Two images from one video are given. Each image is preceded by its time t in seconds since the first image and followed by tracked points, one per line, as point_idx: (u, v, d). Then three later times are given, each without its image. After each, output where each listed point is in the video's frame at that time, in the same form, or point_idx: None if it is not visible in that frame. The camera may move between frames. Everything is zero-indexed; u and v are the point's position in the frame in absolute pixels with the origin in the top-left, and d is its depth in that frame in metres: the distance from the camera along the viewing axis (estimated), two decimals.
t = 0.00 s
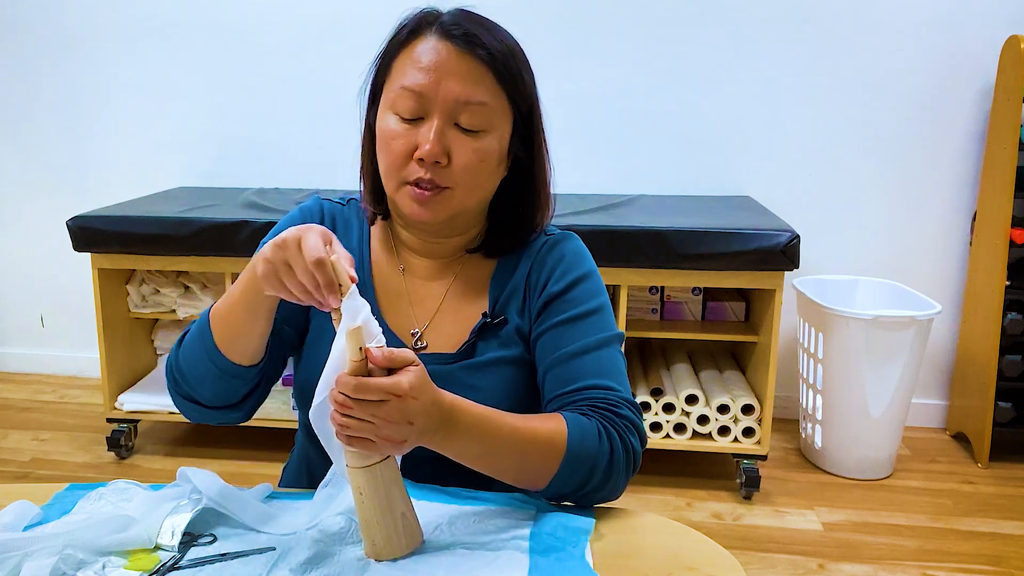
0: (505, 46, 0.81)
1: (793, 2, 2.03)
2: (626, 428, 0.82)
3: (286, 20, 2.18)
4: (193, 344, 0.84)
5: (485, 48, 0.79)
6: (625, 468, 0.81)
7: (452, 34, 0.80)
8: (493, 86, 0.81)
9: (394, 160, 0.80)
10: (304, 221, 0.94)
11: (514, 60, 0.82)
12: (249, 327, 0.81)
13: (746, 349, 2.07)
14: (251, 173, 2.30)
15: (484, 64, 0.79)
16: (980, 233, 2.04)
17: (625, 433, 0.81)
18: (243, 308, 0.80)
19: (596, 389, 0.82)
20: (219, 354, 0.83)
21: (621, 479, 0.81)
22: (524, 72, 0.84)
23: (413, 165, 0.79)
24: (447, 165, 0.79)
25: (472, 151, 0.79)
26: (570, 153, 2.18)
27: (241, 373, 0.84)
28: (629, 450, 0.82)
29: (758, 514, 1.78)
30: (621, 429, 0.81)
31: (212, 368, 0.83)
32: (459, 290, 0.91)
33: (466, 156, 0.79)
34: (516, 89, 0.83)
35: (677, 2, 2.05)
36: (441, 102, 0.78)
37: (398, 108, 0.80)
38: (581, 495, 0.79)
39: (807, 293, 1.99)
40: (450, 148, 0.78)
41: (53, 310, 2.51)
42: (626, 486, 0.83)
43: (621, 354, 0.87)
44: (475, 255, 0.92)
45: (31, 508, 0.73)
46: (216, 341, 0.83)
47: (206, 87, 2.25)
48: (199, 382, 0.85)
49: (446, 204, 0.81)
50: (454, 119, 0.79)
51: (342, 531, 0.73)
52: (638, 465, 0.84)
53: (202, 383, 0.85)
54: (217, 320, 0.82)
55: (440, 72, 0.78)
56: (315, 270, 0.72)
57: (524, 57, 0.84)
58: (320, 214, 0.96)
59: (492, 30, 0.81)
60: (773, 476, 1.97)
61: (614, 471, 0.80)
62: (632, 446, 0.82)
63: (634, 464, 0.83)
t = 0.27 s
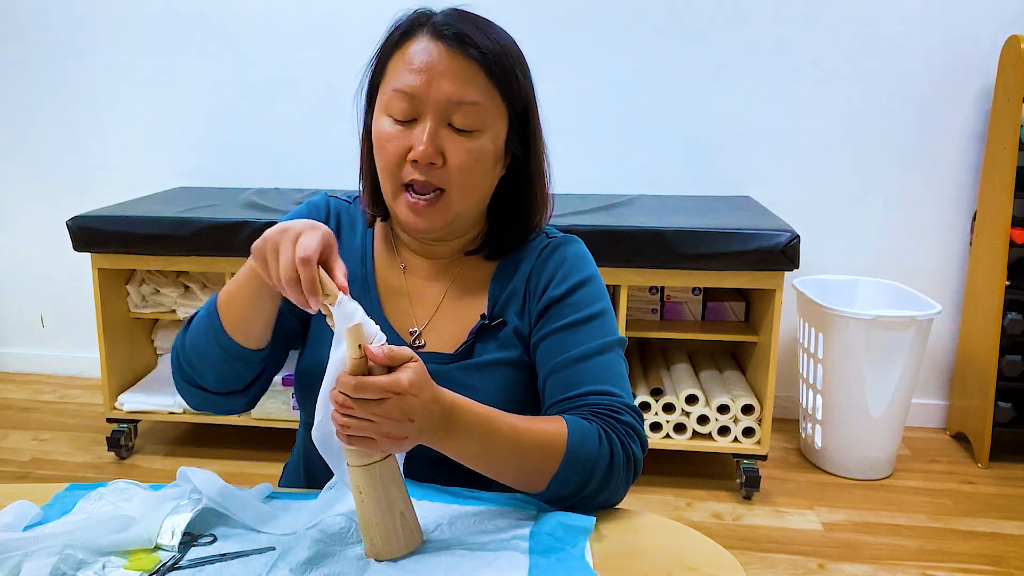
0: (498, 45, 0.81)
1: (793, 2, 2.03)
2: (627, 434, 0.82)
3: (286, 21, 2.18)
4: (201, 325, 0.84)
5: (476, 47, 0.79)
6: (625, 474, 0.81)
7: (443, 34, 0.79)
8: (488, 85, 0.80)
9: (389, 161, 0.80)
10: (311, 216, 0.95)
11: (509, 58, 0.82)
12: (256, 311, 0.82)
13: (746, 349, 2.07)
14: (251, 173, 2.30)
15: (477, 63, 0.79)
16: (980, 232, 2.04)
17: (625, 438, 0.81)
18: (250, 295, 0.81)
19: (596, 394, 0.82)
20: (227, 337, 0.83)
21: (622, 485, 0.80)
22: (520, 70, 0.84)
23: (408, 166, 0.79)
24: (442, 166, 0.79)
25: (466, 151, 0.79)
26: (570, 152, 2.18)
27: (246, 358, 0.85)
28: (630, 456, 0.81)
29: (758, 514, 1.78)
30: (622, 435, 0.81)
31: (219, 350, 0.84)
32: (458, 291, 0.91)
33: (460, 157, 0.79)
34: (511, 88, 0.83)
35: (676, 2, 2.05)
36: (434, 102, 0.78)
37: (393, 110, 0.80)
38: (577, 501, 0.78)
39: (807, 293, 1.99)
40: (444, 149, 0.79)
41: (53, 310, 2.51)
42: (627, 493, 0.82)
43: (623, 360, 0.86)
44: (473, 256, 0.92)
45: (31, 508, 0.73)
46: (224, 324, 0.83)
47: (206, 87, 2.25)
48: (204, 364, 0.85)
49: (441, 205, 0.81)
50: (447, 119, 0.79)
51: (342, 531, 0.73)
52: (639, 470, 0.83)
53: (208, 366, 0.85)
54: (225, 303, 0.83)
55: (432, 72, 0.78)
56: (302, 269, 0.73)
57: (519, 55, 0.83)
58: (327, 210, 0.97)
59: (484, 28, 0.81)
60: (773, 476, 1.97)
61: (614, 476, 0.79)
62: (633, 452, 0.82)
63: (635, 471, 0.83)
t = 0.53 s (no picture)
0: (506, 48, 0.80)
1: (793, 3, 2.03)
2: (633, 437, 0.82)
3: (286, 21, 2.18)
4: (209, 355, 0.84)
5: (485, 52, 0.79)
6: (632, 477, 0.81)
7: (452, 38, 0.79)
8: (495, 90, 0.80)
9: (395, 165, 0.80)
10: (313, 218, 0.94)
11: (517, 62, 0.81)
12: (262, 344, 0.81)
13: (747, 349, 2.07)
14: (251, 172, 2.30)
15: (485, 67, 0.79)
16: (980, 232, 2.04)
17: (631, 440, 0.81)
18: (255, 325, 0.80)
19: (603, 396, 0.82)
20: (234, 369, 0.83)
21: (629, 488, 0.80)
22: (528, 74, 0.83)
23: (414, 170, 0.79)
24: (449, 171, 0.79)
25: (473, 156, 0.79)
26: (570, 152, 2.18)
27: (255, 385, 0.84)
28: (636, 457, 0.82)
29: (758, 514, 1.78)
30: (628, 436, 0.81)
31: (227, 381, 0.83)
32: (463, 293, 0.91)
33: (467, 162, 0.79)
34: (519, 92, 0.83)
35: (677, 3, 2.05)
36: (441, 106, 0.78)
37: (400, 113, 0.80)
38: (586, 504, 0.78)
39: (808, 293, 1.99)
40: (451, 153, 0.78)
41: (53, 310, 2.51)
42: (634, 495, 0.82)
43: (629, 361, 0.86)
44: (478, 259, 0.92)
45: (31, 508, 0.73)
46: (231, 354, 0.82)
47: (206, 87, 2.25)
48: (213, 391, 0.85)
49: (447, 209, 0.81)
50: (455, 124, 0.79)
51: (342, 531, 0.72)
52: (645, 472, 0.83)
53: (217, 393, 0.85)
54: (233, 336, 0.82)
55: (440, 77, 0.78)
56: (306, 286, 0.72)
57: (527, 59, 0.83)
58: (329, 210, 0.96)
59: (493, 33, 0.80)
60: (772, 476, 1.97)
61: (622, 479, 0.79)
62: (639, 454, 0.82)
63: (642, 473, 0.83)
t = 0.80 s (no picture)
0: (505, 48, 0.80)
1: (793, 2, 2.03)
2: (637, 437, 0.82)
3: (286, 21, 2.18)
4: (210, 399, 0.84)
5: (484, 52, 0.79)
6: (637, 476, 0.81)
7: (450, 39, 0.79)
8: (493, 90, 0.80)
9: (393, 167, 0.80)
10: (304, 229, 0.94)
11: (515, 62, 0.81)
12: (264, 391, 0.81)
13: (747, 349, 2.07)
14: (250, 172, 2.30)
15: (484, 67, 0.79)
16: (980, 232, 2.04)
17: (636, 440, 0.81)
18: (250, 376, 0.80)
19: (607, 396, 0.82)
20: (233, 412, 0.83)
21: (633, 488, 0.80)
22: (526, 75, 0.84)
23: (412, 171, 0.79)
24: (447, 172, 0.79)
25: (472, 156, 0.79)
26: (570, 152, 2.18)
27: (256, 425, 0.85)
28: (641, 457, 0.82)
29: (758, 514, 1.78)
30: (633, 436, 0.81)
31: (230, 424, 0.84)
32: (463, 296, 0.91)
33: (465, 163, 0.79)
34: (517, 92, 0.83)
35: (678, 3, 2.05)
36: (439, 107, 0.78)
37: (397, 113, 0.80)
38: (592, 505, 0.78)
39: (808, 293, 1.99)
40: (450, 154, 0.78)
41: (53, 310, 2.51)
42: (638, 496, 0.82)
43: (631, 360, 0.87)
44: (477, 261, 0.92)
45: (31, 508, 0.73)
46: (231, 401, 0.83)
47: (207, 87, 2.25)
48: (218, 428, 0.85)
49: (446, 210, 0.81)
50: (453, 125, 0.79)
51: (342, 531, 0.72)
52: (649, 471, 0.83)
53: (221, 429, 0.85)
54: (236, 385, 0.81)
55: (438, 77, 0.78)
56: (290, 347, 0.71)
57: (526, 59, 0.83)
58: (319, 218, 0.96)
59: (491, 33, 0.81)
60: (772, 476, 1.97)
61: (627, 478, 0.79)
62: (644, 453, 0.82)
63: (647, 473, 0.83)
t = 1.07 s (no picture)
0: (494, 49, 0.80)
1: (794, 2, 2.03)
2: (637, 437, 0.82)
3: (286, 21, 2.18)
4: (215, 415, 0.84)
5: (473, 54, 0.79)
6: (637, 475, 0.81)
7: (439, 41, 0.79)
8: (484, 91, 0.80)
9: (386, 171, 0.80)
10: (295, 236, 0.93)
11: (504, 63, 0.82)
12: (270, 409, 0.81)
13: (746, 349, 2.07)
14: (250, 172, 2.30)
15: (474, 68, 0.79)
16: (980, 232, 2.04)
17: (635, 440, 0.81)
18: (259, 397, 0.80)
19: (606, 397, 0.82)
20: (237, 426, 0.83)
21: (633, 487, 0.80)
22: (516, 75, 0.84)
23: (405, 174, 0.79)
24: (440, 174, 0.79)
25: (465, 158, 0.79)
26: (570, 152, 2.18)
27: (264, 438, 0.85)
28: (641, 457, 0.82)
29: (758, 514, 1.78)
30: (632, 436, 0.81)
31: (238, 438, 0.83)
32: (460, 299, 0.91)
33: (458, 165, 0.79)
34: (507, 92, 0.83)
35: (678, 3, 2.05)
36: (431, 109, 0.78)
37: (389, 117, 0.80)
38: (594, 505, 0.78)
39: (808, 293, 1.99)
40: (442, 156, 0.78)
41: (53, 310, 2.51)
42: (638, 495, 0.82)
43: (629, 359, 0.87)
44: (473, 263, 0.92)
45: (31, 508, 0.73)
46: (237, 417, 0.82)
47: (207, 87, 2.25)
48: (227, 443, 0.85)
49: (440, 213, 0.81)
50: (445, 126, 0.79)
51: (342, 531, 0.72)
52: (649, 471, 0.83)
53: (228, 443, 0.85)
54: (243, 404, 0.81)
55: (429, 80, 0.78)
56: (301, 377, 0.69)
57: (516, 59, 0.83)
58: (309, 223, 0.95)
59: (480, 34, 0.81)
60: (772, 476, 1.97)
61: (627, 478, 0.79)
62: (644, 453, 0.82)
63: (647, 472, 0.83)
